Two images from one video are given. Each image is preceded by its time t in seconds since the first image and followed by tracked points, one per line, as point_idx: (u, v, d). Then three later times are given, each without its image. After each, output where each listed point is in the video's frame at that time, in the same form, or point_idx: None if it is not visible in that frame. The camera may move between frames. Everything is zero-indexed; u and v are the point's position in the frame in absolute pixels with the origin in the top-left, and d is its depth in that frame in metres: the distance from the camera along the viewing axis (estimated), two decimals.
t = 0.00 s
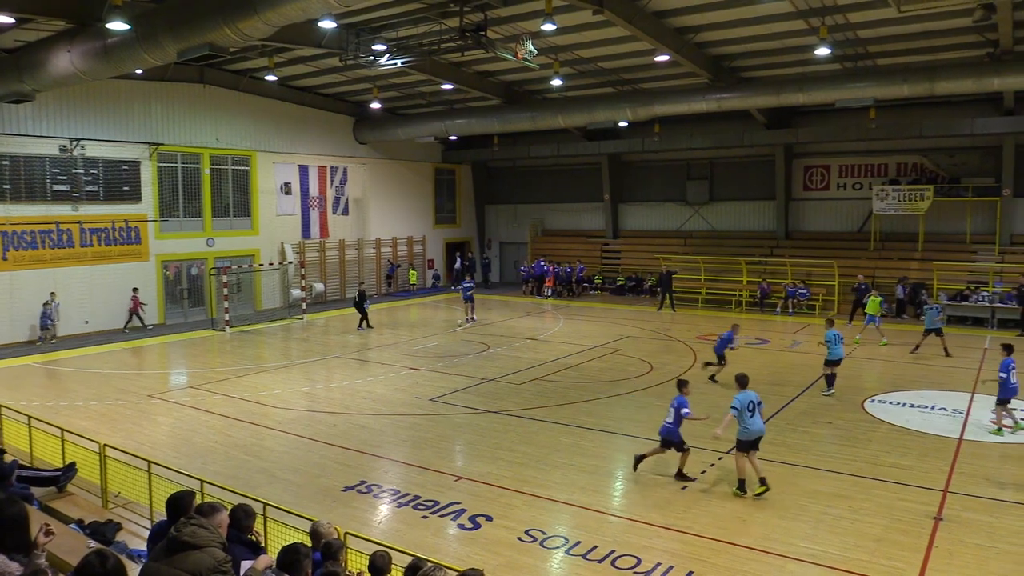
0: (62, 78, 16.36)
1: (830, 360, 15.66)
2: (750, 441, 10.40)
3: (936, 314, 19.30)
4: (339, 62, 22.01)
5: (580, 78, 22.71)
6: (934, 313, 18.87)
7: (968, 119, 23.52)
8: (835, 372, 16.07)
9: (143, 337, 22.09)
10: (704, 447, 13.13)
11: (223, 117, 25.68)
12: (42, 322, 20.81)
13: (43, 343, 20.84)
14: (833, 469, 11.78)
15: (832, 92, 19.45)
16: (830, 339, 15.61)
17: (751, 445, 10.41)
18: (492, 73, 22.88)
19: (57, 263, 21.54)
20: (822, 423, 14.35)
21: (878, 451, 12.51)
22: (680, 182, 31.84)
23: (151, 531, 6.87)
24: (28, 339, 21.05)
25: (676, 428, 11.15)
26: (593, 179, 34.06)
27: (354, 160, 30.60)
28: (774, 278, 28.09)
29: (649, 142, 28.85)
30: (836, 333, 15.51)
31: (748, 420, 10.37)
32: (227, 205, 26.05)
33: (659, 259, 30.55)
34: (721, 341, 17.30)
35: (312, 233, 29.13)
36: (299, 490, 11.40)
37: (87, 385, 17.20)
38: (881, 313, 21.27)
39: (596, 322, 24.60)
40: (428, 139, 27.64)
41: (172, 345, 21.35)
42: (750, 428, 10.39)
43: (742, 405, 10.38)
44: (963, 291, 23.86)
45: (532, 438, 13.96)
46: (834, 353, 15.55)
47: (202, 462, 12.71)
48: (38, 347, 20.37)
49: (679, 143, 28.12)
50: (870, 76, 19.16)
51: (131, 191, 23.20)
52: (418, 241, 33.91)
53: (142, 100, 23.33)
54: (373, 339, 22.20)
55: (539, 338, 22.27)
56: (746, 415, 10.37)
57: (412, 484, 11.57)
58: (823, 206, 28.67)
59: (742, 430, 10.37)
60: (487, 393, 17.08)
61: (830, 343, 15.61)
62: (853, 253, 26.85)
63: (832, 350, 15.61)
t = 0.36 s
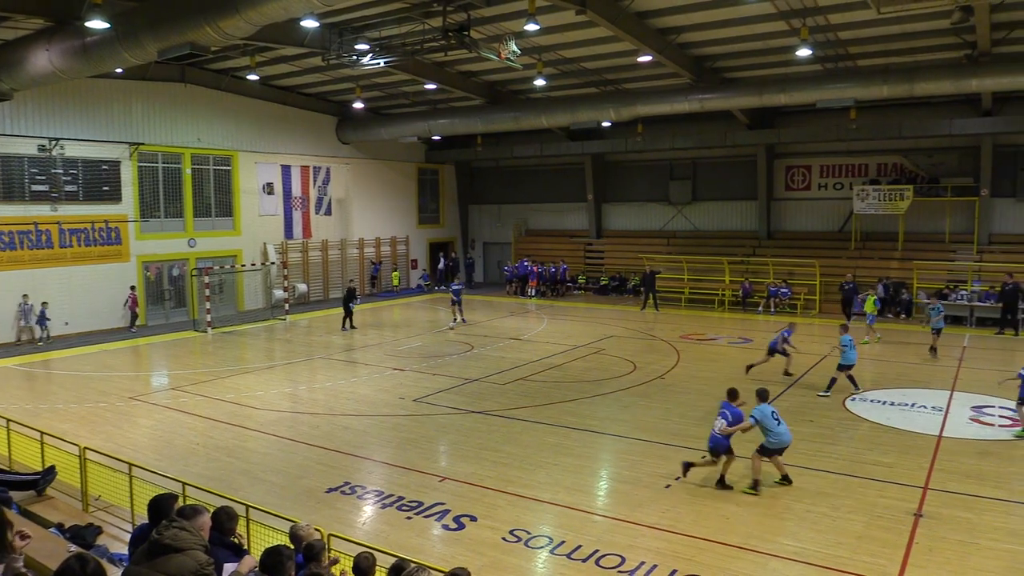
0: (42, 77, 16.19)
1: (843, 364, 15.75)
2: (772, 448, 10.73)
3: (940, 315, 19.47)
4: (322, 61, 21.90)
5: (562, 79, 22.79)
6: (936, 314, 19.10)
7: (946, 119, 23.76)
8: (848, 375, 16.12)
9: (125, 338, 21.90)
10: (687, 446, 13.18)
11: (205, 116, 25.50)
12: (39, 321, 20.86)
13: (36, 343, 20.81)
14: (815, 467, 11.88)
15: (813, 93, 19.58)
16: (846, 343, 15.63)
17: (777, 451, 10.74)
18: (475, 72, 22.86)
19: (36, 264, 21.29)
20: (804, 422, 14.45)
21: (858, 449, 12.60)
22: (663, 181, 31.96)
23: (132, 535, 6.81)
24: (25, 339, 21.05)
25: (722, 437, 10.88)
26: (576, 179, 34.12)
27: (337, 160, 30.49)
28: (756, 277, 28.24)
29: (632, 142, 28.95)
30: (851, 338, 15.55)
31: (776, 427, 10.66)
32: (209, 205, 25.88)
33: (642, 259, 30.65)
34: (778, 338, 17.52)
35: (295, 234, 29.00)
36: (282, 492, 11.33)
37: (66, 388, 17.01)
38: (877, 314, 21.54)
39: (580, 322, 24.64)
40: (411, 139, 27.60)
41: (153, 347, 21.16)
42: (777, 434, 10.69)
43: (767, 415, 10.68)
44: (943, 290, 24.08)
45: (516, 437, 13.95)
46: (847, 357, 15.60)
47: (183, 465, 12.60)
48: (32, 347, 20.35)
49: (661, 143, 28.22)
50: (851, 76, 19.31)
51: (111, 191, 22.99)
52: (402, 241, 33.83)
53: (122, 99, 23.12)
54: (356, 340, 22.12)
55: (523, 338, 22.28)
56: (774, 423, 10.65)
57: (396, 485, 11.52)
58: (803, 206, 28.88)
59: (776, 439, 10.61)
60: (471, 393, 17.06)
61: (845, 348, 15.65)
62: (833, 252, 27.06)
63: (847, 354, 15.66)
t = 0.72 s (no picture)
0: (19, 75, 16.01)
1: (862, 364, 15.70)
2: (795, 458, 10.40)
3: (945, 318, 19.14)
4: (303, 61, 21.81)
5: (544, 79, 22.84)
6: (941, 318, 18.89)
7: (924, 120, 24.02)
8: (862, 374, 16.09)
9: (106, 339, 21.73)
10: (669, 445, 13.23)
11: (185, 116, 25.30)
12: (36, 322, 21.10)
13: (31, 343, 20.97)
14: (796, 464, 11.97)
15: (793, 93, 19.73)
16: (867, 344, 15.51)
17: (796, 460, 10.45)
18: (457, 73, 22.84)
19: (14, 264, 21.03)
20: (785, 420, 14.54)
21: (837, 447, 12.71)
22: (645, 181, 32.09)
23: (111, 538, 6.78)
24: (23, 338, 21.42)
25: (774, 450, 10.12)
26: (558, 179, 34.18)
27: (318, 160, 30.35)
28: (737, 277, 28.40)
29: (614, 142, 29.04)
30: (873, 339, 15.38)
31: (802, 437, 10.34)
32: (189, 205, 25.68)
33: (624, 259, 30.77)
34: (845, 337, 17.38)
35: (276, 234, 28.85)
36: (264, 493, 11.26)
37: (44, 390, 16.81)
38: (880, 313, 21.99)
39: (562, 322, 24.69)
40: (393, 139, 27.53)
41: (133, 349, 20.96)
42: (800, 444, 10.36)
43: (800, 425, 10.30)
44: (921, 289, 24.34)
45: (498, 438, 13.95)
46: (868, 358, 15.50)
47: (163, 467, 12.49)
48: (28, 346, 20.56)
49: (643, 143, 28.32)
50: (831, 77, 19.47)
51: (89, 191, 22.76)
52: (384, 242, 33.74)
53: (100, 98, 22.89)
54: (339, 340, 22.04)
55: (506, 338, 22.30)
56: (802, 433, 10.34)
57: (379, 486, 11.49)
58: (784, 206, 29.11)
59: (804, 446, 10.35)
60: (454, 394, 17.04)
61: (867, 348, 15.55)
62: (813, 252, 27.29)
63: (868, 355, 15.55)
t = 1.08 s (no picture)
0: None
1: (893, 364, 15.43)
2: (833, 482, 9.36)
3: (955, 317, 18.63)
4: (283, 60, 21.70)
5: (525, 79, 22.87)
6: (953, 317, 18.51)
7: (901, 120, 24.29)
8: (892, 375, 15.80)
9: (84, 341, 21.54)
10: (650, 445, 13.26)
11: (163, 115, 25.07)
12: (31, 321, 21.21)
13: (26, 343, 21.06)
14: (776, 463, 12.04)
15: (773, 94, 19.89)
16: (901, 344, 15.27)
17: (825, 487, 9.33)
18: (438, 73, 22.82)
19: None
20: (765, 419, 14.65)
21: (816, 445, 12.81)
22: (625, 181, 32.22)
23: (87, 543, 6.70)
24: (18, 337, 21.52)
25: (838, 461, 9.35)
26: (540, 179, 34.24)
27: (299, 160, 30.19)
28: (717, 277, 28.54)
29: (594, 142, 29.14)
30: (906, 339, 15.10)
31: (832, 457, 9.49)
32: (167, 205, 25.45)
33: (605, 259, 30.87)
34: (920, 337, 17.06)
35: (256, 234, 28.68)
36: (244, 496, 11.18)
37: (19, 393, 16.59)
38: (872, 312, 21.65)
39: (544, 322, 24.71)
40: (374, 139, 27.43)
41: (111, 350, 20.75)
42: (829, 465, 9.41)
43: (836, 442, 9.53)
44: (898, 288, 24.60)
45: (480, 438, 13.93)
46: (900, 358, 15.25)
47: (142, 470, 12.36)
48: (17, 347, 20.53)
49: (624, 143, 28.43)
50: (809, 78, 19.64)
51: (66, 191, 22.50)
52: (365, 242, 33.63)
53: (77, 97, 22.62)
54: (320, 341, 21.93)
55: (488, 338, 22.30)
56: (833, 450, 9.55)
57: (360, 487, 11.43)
58: (763, 205, 29.33)
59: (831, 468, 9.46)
60: (435, 394, 17.00)
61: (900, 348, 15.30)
62: (792, 251, 27.52)
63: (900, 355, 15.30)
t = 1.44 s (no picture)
0: None
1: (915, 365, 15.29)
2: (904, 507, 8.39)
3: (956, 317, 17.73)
4: (246, 59, 21.48)
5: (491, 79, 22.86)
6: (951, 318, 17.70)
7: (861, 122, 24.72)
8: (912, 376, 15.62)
9: (41, 344, 21.07)
10: (617, 443, 13.33)
11: (124, 114, 24.66)
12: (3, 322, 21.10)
13: None
14: (741, 460, 12.17)
15: (737, 95, 20.12)
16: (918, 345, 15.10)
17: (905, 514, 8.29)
18: (404, 73, 22.74)
19: None
20: (730, 416, 14.80)
21: (779, 442, 12.97)
22: (592, 182, 32.38)
23: (47, 552, 6.56)
24: None
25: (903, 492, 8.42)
26: (506, 179, 34.28)
27: (263, 160, 29.89)
28: (682, 276, 28.72)
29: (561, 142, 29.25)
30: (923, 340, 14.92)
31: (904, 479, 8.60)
32: (128, 206, 25.03)
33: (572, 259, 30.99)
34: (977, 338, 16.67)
35: (219, 235, 28.33)
36: (208, 501, 11.02)
37: None
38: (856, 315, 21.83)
39: (510, 322, 24.72)
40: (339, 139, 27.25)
41: (71, 354, 20.36)
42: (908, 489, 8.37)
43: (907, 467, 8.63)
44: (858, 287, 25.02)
45: (446, 439, 13.90)
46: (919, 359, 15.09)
47: (103, 476, 12.14)
48: None
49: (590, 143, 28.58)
50: (772, 80, 19.89)
51: (23, 191, 22.02)
52: (330, 242, 33.38)
53: (34, 96, 22.16)
54: (285, 343, 21.71)
55: (454, 339, 22.24)
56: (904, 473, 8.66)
57: (327, 490, 11.33)
58: (727, 206, 29.67)
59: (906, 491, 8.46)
60: (402, 396, 16.92)
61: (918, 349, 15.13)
62: (755, 251, 27.86)
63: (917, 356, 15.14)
